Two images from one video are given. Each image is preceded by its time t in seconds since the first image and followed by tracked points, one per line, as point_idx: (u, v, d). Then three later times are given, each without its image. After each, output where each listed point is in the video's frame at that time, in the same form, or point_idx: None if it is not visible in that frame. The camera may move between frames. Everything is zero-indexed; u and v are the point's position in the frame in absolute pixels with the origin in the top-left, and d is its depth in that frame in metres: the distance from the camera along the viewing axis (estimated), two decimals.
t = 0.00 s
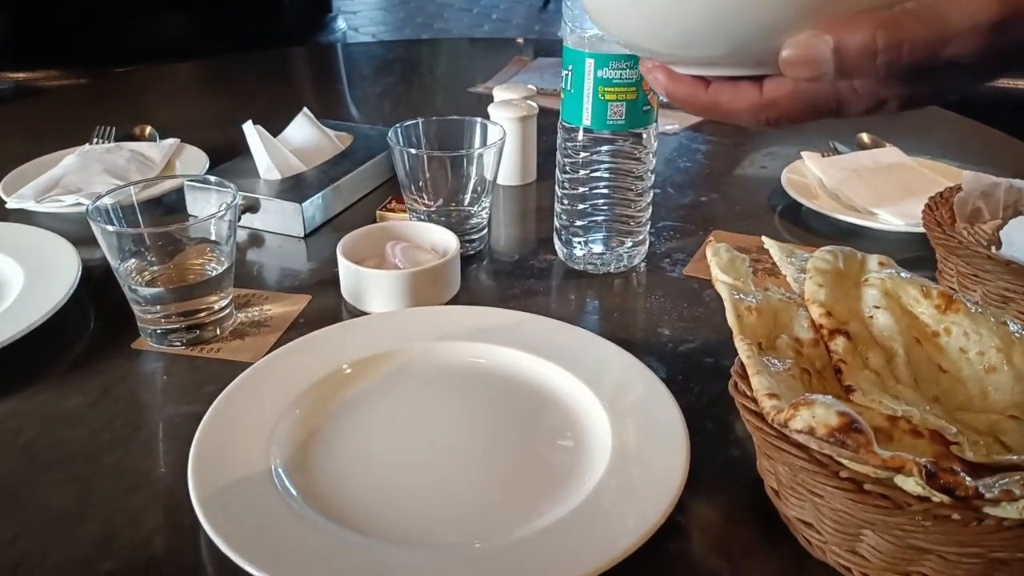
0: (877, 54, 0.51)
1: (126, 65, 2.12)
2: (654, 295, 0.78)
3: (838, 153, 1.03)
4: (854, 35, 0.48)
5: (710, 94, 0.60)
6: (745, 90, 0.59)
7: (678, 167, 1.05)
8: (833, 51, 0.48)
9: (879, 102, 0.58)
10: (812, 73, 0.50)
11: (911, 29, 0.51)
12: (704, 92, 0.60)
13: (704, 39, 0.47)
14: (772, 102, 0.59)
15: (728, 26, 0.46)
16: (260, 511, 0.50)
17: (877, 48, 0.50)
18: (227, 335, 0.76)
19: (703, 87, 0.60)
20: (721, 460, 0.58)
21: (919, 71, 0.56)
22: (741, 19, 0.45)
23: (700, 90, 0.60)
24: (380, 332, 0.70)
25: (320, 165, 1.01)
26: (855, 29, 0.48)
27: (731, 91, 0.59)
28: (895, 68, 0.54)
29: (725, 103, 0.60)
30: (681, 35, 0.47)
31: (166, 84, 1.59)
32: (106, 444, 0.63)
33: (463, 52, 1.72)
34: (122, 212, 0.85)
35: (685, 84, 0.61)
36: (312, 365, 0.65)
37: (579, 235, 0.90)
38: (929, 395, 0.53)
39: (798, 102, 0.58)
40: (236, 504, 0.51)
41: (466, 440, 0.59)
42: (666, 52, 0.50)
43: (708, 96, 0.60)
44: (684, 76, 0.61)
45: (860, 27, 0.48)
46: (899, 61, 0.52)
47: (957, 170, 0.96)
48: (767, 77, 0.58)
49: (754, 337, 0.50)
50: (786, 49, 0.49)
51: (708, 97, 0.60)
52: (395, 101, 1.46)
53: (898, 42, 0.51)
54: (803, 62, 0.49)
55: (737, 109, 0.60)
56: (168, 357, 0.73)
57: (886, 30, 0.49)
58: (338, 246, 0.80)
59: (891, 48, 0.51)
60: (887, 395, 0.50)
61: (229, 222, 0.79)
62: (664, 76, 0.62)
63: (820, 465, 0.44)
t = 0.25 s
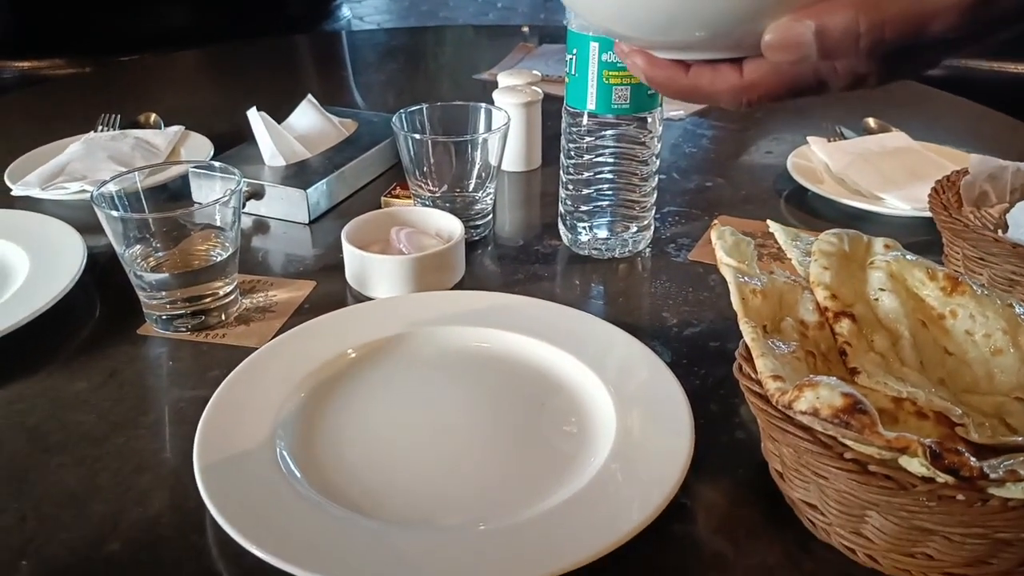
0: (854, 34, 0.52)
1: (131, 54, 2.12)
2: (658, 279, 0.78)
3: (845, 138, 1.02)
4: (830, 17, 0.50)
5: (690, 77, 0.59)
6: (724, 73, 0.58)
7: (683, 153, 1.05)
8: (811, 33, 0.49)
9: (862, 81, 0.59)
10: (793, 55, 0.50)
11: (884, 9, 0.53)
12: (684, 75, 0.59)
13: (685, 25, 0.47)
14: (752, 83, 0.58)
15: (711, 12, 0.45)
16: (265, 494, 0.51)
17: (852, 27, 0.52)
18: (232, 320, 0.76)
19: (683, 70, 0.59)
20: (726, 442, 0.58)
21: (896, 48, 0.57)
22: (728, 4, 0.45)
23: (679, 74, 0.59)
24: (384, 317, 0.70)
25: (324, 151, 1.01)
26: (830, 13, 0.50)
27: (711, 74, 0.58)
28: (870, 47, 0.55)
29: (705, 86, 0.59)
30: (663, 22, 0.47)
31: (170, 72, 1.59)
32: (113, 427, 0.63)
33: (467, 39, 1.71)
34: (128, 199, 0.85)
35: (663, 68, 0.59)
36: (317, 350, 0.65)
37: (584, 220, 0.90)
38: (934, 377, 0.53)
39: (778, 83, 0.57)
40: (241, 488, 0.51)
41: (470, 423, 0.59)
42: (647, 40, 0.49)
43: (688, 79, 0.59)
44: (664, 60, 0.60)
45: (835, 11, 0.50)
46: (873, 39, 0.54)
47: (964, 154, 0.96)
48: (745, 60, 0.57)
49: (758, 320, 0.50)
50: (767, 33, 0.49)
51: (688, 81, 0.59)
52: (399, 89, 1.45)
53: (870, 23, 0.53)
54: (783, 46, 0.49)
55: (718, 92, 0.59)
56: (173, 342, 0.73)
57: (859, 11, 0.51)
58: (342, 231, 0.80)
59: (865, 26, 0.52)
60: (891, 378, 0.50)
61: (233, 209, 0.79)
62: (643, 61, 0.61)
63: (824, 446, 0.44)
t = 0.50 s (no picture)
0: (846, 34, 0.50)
1: (138, 49, 2.14)
2: (662, 270, 0.79)
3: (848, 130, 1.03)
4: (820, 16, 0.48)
5: (684, 78, 0.56)
6: (718, 73, 0.55)
7: (687, 145, 1.06)
8: (805, 30, 0.47)
9: (855, 78, 0.56)
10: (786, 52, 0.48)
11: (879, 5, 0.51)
12: (678, 77, 0.57)
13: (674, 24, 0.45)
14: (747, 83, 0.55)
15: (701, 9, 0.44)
16: (276, 480, 0.52)
17: (844, 27, 0.50)
18: (241, 311, 0.77)
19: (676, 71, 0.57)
20: (728, 430, 0.59)
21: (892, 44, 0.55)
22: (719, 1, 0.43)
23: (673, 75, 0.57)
24: (392, 307, 0.71)
25: (331, 144, 1.02)
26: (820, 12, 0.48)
27: (705, 74, 0.55)
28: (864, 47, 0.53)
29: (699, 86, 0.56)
30: (654, 21, 0.45)
31: (177, 66, 1.60)
32: (125, 416, 0.64)
33: (472, 34, 1.72)
34: (138, 191, 0.86)
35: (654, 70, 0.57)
36: (325, 339, 0.66)
37: (588, 212, 0.91)
38: (934, 365, 0.53)
39: (774, 81, 0.54)
40: (251, 475, 0.52)
41: (475, 411, 0.60)
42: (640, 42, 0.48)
43: (682, 80, 0.57)
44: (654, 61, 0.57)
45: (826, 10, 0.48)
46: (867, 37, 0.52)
47: (966, 146, 0.96)
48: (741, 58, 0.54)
49: (760, 309, 0.51)
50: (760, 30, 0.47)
51: (681, 82, 0.57)
52: (404, 83, 1.46)
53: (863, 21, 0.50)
54: (777, 44, 0.47)
55: (713, 92, 0.56)
56: (183, 333, 0.75)
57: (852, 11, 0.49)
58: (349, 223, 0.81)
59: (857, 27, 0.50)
60: (890, 366, 0.51)
61: (242, 201, 0.80)
62: (635, 62, 0.58)
63: (823, 433, 0.45)
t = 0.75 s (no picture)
0: (835, 59, 0.50)
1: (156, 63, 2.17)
2: (674, 284, 0.80)
3: (858, 146, 1.04)
4: (811, 38, 0.48)
5: (672, 96, 0.60)
6: (706, 93, 0.59)
7: (698, 160, 1.07)
8: (793, 54, 0.47)
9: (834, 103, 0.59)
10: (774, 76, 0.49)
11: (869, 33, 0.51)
12: (666, 96, 0.59)
13: (672, 39, 0.46)
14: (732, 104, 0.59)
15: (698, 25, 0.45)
16: (296, 489, 0.53)
17: (834, 53, 0.49)
18: (260, 323, 0.79)
19: (665, 90, 0.59)
20: (739, 442, 0.60)
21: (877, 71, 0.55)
22: (715, 18, 0.45)
23: (661, 95, 0.59)
24: (409, 320, 0.72)
25: (347, 159, 1.03)
26: (811, 34, 0.48)
27: (692, 94, 0.60)
28: (854, 72, 0.53)
29: (686, 106, 0.60)
30: (653, 39, 0.47)
31: (195, 81, 1.62)
32: (147, 425, 0.66)
33: (485, 49, 1.74)
34: (160, 205, 0.88)
35: (644, 88, 0.59)
36: (344, 351, 0.68)
37: (601, 227, 0.92)
38: (944, 378, 0.54)
39: (757, 104, 0.58)
40: (272, 483, 0.53)
41: (491, 422, 0.61)
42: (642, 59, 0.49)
43: (670, 100, 0.60)
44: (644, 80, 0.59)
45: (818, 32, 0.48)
46: (858, 62, 0.52)
47: (977, 162, 0.97)
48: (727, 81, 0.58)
49: (771, 323, 0.52)
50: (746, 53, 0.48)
51: (670, 100, 0.60)
52: (418, 98, 1.48)
53: (855, 47, 0.50)
54: (763, 67, 0.48)
55: (700, 110, 0.60)
56: (203, 344, 0.76)
57: (845, 37, 0.49)
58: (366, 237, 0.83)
59: (848, 53, 0.50)
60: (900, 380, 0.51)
61: (262, 215, 0.82)
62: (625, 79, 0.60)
63: (834, 445, 0.46)
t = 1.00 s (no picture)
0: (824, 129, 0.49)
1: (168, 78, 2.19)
2: (683, 299, 0.80)
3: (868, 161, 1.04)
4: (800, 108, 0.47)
5: (670, 157, 0.58)
6: (703, 155, 0.57)
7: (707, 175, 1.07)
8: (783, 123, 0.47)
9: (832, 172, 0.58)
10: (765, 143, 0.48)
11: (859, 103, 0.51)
12: (664, 156, 0.58)
13: (672, 103, 0.46)
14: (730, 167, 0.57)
15: (697, 90, 0.44)
16: (306, 502, 0.53)
17: (823, 123, 0.49)
18: (271, 336, 0.79)
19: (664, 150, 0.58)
20: (748, 456, 0.60)
21: (866, 140, 0.54)
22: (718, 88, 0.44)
23: (659, 154, 0.58)
24: (419, 333, 0.73)
25: (357, 173, 1.04)
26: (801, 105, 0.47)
27: (689, 155, 0.58)
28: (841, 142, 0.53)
29: (684, 166, 0.58)
30: (656, 105, 0.46)
31: (207, 96, 1.64)
32: (158, 437, 0.66)
33: (494, 64, 1.75)
34: (172, 219, 0.89)
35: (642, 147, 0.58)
36: (354, 365, 0.68)
37: (610, 243, 0.91)
38: (954, 393, 0.54)
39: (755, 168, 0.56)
40: (282, 496, 0.53)
41: (500, 436, 0.61)
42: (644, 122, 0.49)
43: (668, 160, 0.58)
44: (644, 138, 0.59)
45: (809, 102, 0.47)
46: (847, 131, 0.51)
47: (987, 176, 0.97)
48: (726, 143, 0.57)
49: (780, 338, 0.52)
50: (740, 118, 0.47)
51: (668, 161, 0.58)
52: (428, 113, 1.49)
53: (843, 117, 0.49)
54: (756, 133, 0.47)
55: (697, 171, 0.59)
56: (214, 357, 0.76)
57: (834, 107, 0.48)
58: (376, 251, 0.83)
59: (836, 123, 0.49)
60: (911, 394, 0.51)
61: (272, 229, 0.82)
62: (625, 137, 0.60)
63: (844, 460, 0.46)
